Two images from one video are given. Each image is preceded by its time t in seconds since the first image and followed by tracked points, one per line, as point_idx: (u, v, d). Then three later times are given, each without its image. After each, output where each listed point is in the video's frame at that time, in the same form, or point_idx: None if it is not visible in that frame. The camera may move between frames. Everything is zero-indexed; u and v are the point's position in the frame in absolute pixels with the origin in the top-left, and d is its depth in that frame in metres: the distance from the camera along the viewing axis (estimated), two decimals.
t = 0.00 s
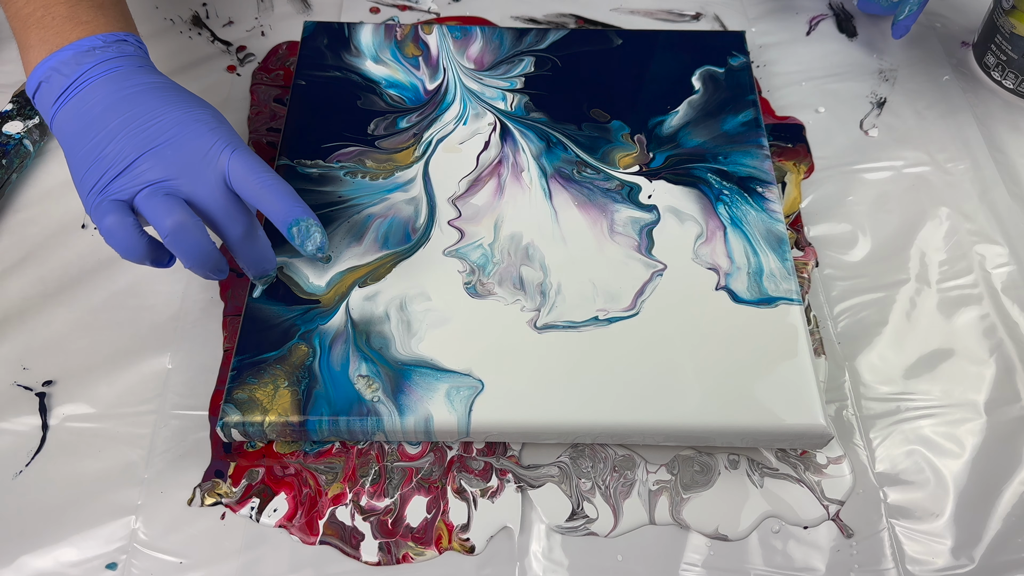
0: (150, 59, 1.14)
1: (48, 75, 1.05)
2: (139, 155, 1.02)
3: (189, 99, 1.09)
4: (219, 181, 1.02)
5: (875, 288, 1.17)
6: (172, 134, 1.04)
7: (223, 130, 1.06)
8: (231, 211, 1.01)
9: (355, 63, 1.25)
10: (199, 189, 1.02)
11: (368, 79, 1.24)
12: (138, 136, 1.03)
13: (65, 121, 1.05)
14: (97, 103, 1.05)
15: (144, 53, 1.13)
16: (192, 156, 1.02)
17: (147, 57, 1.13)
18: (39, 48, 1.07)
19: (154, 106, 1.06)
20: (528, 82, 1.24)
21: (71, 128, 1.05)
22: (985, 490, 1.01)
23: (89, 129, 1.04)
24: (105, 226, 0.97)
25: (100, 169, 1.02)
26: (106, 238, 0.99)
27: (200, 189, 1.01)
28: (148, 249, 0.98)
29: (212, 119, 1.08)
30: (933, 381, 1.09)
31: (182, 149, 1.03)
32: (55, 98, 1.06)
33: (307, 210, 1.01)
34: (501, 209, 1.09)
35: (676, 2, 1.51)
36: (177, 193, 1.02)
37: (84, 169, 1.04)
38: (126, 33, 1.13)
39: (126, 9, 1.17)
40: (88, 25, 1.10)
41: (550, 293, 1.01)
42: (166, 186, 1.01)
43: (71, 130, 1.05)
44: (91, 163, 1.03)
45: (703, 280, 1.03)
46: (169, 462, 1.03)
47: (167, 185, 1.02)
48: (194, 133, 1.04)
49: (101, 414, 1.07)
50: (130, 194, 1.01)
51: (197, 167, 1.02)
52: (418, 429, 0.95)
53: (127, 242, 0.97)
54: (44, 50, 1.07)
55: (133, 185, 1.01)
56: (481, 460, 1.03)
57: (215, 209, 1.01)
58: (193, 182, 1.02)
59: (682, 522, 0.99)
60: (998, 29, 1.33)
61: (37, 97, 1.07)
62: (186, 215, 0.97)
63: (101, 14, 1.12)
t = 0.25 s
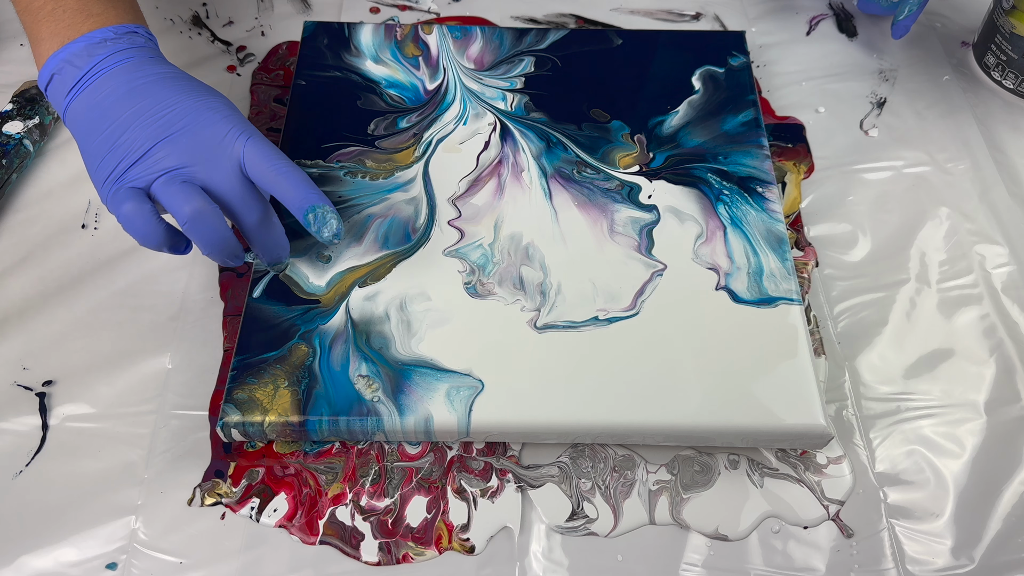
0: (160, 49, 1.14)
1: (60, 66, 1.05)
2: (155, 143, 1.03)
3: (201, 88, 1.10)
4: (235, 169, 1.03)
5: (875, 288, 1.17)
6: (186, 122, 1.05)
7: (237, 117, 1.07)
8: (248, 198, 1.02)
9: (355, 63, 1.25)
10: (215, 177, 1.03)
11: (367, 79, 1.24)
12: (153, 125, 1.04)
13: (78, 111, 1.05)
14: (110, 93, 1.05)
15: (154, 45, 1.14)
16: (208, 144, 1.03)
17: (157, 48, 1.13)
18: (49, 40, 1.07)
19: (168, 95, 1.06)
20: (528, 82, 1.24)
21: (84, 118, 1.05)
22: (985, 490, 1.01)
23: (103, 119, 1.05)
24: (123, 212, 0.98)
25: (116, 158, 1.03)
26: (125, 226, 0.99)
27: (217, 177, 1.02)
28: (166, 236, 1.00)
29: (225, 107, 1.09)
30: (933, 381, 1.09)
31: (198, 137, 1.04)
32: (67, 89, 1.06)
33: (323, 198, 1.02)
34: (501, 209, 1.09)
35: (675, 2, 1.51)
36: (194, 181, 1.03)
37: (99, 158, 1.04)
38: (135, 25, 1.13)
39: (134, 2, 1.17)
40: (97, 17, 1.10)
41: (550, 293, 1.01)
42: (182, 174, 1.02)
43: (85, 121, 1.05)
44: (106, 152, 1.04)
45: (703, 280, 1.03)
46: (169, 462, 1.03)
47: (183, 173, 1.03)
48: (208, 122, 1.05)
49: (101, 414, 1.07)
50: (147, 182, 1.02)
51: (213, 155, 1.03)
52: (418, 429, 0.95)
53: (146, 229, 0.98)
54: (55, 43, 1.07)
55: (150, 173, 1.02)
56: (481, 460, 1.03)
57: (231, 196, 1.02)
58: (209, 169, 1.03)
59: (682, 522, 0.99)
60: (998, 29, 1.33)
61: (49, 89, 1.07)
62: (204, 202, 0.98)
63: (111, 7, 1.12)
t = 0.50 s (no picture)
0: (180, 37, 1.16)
1: (83, 55, 1.07)
2: (180, 126, 1.04)
3: (223, 72, 1.11)
4: (260, 149, 1.04)
5: (875, 288, 1.17)
6: (211, 105, 1.06)
7: (260, 99, 1.08)
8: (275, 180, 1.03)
9: (355, 63, 1.25)
10: (241, 158, 1.04)
11: (367, 79, 1.24)
12: (179, 109, 1.05)
13: (102, 99, 1.07)
14: (133, 79, 1.07)
15: (173, 34, 1.15)
16: (234, 127, 1.05)
17: (176, 36, 1.15)
18: (71, 30, 1.09)
19: (191, 80, 1.08)
20: (528, 83, 1.24)
21: (108, 105, 1.06)
22: (985, 490, 1.01)
23: (129, 105, 1.06)
24: (153, 193, 0.99)
25: (142, 143, 1.05)
26: (155, 208, 1.00)
27: (244, 160, 1.04)
28: (196, 216, 1.00)
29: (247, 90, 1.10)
30: (933, 381, 1.09)
31: (223, 119, 1.05)
32: (91, 77, 1.07)
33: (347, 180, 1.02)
34: (501, 208, 1.09)
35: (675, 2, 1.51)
36: (220, 164, 1.04)
37: (126, 144, 1.06)
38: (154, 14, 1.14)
39: None
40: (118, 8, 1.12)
41: (550, 293, 1.01)
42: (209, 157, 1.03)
43: (110, 108, 1.07)
44: (132, 137, 1.05)
45: (703, 280, 1.03)
46: (169, 462, 1.03)
47: (210, 155, 1.04)
48: (233, 104, 1.06)
49: (101, 414, 1.07)
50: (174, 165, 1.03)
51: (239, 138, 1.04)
52: (418, 429, 0.95)
53: (175, 209, 0.99)
54: (78, 33, 1.09)
55: (177, 156, 1.03)
56: (482, 460, 1.03)
57: (258, 177, 1.03)
58: (236, 151, 1.04)
59: (682, 522, 0.99)
60: (998, 29, 1.33)
61: (73, 79, 1.08)
62: (234, 183, 0.98)
63: None
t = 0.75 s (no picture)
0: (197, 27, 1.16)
1: (104, 47, 1.07)
2: (206, 113, 1.05)
3: (243, 60, 1.12)
4: (286, 135, 1.05)
5: (875, 288, 1.17)
6: (235, 92, 1.07)
7: (283, 84, 1.09)
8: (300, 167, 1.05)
9: (355, 63, 1.25)
10: (268, 144, 1.05)
11: (368, 79, 1.24)
12: (204, 96, 1.06)
13: (125, 88, 1.07)
14: (156, 68, 1.07)
15: (191, 23, 1.16)
16: (259, 113, 1.06)
17: (194, 25, 1.15)
18: (92, 21, 1.09)
19: (213, 68, 1.08)
20: (528, 82, 1.24)
21: (131, 95, 1.07)
22: (985, 490, 1.01)
23: (153, 94, 1.07)
24: (183, 180, 1.01)
25: (169, 130, 1.06)
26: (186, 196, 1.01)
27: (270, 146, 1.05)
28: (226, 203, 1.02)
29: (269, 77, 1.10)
30: (933, 381, 1.09)
31: (248, 105, 1.06)
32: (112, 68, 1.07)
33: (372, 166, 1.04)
34: (501, 208, 1.09)
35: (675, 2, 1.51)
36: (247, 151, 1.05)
37: (151, 132, 1.07)
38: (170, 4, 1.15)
39: None
40: None
41: (550, 293, 1.01)
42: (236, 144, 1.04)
43: (134, 97, 1.07)
44: (157, 125, 1.06)
45: (703, 280, 1.03)
46: (169, 462, 1.03)
47: (237, 142, 1.05)
48: (256, 91, 1.07)
49: (101, 414, 1.07)
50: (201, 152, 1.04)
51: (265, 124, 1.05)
52: (418, 429, 0.95)
53: (206, 196, 1.00)
54: (99, 24, 1.09)
55: (203, 143, 1.04)
56: (482, 460, 1.03)
57: (284, 162, 1.05)
58: (262, 137, 1.05)
59: (682, 522, 0.99)
60: (998, 29, 1.33)
61: (93, 70, 1.08)
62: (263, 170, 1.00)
63: None
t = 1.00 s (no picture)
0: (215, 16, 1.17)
1: (126, 38, 1.08)
2: (231, 99, 1.06)
3: (264, 47, 1.13)
4: (313, 119, 1.06)
5: (875, 288, 1.17)
6: (259, 78, 1.08)
7: (306, 69, 1.10)
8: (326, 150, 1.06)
9: (355, 63, 1.26)
10: (295, 128, 1.06)
11: (368, 79, 1.24)
12: (229, 84, 1.07)
13: (150, 79, 1.09)
14: (179, 58, 1.08)
15: (210, 13, 1.17)
16: (284, 99, 1.07)
17: (212, 15, 1.16)
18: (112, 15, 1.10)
19: (236, 56, 1.09)
20: (528, 83, 1.24)
21: (156, 85, 1.08)
22: (985, 490, 1.01)
23: (178, 84, 1.08)
24: (214, 166, 1.02)
25: (196, 119, 1.07)
26: (216, 181, 1.02)
27: (297, 131, 1.06)
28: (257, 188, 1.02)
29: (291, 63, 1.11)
30: (933, 381, 1.09)
31: (272, 90, 1.07)
32: (135, 60, 1.09)
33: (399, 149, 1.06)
34: (501, 208, 1.09)
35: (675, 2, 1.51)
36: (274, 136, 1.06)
37: (178, 121, 1.08)
38: None
39: None
40: None
41: (550, 293, 1.01)
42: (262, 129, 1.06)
43: (159, 88, 1.08)
44: (184, 113, 1.08)
45: (703, 280, 1.03)
46: (169, 462, 1.03)
47: (264, 127, 1.06)
48: (280, 76, 1.08)
49: (101, 414, 1.07)
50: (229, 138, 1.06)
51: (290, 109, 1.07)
52: (418, 429, 0.95)
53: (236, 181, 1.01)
54: (119, 18, 1.10)
55: (231, 129, 1.06)
56: (482, 460, 1.03)
57: (311, 146, 1.06)
58: (288, 122, 1.06)
59: (682, 522, 0.99)
60: (997, 29, 1.33)
61: (116, 62, 1.10)
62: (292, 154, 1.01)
63: None
